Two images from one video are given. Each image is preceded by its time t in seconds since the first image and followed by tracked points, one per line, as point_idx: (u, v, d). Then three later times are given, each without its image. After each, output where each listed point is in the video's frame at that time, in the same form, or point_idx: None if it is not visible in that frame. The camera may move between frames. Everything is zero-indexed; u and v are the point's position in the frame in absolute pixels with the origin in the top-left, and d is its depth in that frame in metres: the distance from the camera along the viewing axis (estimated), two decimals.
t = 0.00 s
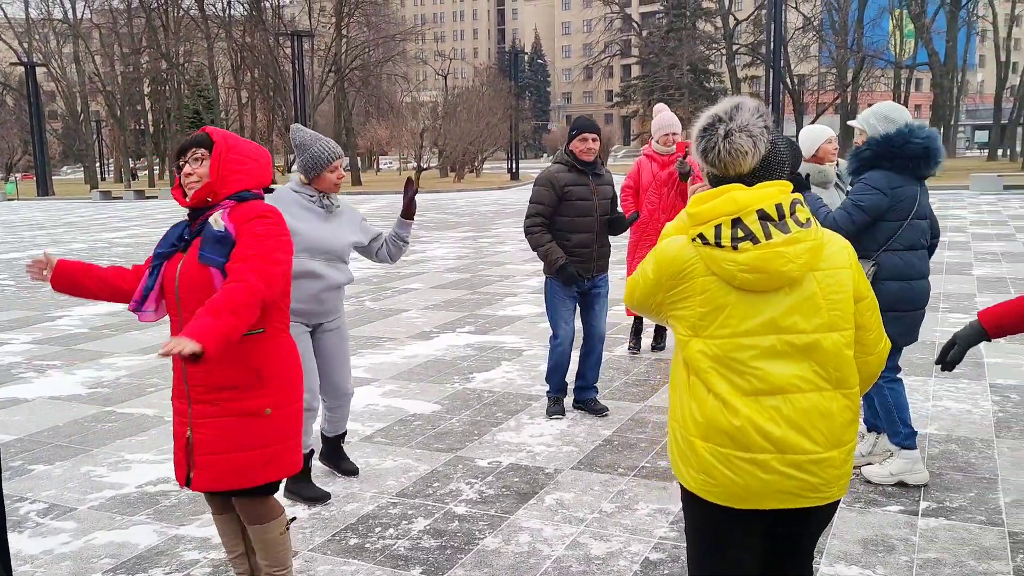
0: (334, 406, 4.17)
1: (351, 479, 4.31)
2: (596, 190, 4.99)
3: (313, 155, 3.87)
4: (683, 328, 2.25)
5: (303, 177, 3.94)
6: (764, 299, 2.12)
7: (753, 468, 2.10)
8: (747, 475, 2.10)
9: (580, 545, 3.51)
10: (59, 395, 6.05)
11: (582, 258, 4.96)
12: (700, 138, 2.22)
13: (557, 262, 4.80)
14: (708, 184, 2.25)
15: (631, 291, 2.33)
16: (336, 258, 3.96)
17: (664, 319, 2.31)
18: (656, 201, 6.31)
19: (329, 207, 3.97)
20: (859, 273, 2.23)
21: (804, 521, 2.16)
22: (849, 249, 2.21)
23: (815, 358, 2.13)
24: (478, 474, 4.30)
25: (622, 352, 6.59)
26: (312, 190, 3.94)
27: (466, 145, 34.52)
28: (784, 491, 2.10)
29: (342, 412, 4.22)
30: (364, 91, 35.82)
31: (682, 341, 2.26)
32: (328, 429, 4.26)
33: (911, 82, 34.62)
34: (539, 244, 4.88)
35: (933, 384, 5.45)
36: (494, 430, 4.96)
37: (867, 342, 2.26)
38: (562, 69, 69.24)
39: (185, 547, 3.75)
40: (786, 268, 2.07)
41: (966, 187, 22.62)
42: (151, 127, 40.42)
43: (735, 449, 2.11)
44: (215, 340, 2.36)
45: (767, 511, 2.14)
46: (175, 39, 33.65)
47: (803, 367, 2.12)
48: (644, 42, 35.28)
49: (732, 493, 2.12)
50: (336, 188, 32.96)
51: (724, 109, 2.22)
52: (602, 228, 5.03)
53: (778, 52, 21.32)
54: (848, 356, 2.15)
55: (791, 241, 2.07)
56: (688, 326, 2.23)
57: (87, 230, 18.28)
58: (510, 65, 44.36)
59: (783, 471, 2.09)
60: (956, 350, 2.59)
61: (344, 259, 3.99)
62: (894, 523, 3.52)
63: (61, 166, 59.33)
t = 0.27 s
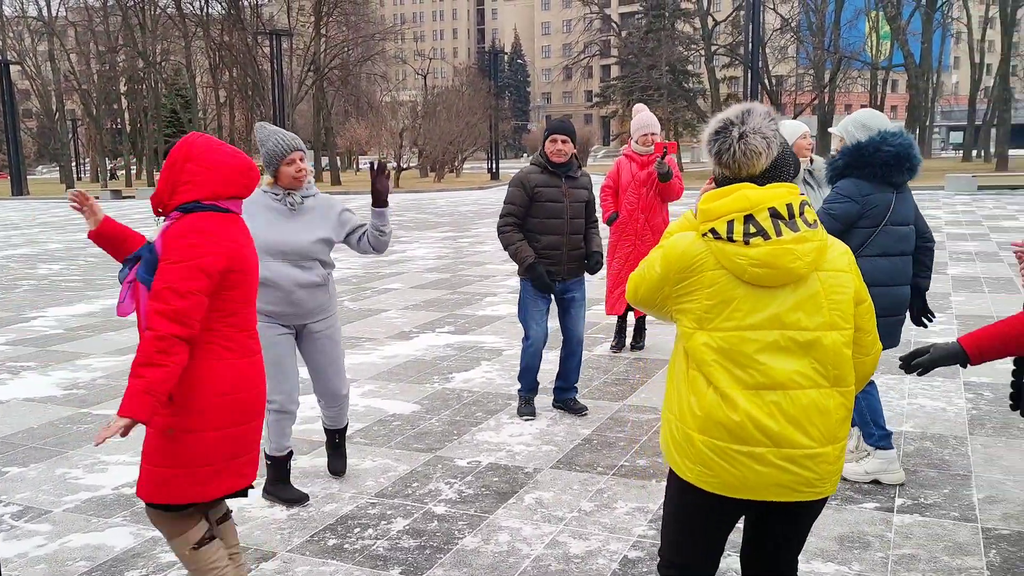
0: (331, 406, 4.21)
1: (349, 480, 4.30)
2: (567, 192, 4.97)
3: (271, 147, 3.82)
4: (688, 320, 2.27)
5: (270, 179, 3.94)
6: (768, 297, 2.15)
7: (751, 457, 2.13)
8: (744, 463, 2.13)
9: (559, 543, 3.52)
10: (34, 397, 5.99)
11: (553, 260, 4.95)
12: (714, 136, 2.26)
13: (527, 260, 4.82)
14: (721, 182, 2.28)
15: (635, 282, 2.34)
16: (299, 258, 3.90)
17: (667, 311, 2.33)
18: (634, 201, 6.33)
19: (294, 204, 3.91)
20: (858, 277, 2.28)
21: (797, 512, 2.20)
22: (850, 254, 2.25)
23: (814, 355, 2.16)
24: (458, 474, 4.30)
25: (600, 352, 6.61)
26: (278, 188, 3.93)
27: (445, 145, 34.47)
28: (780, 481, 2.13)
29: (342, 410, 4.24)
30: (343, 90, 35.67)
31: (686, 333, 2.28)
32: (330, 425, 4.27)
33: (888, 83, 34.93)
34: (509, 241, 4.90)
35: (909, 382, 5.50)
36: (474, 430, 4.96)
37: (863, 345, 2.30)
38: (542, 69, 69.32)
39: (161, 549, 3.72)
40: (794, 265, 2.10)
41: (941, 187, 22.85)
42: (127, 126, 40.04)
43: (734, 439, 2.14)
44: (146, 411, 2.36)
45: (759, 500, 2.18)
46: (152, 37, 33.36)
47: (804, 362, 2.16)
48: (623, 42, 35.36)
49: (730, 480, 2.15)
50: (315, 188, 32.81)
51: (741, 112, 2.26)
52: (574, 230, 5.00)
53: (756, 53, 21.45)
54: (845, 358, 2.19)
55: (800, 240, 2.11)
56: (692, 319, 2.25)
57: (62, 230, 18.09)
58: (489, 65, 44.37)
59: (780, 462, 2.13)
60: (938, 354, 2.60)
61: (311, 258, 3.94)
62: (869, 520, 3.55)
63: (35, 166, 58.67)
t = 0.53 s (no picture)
0: (316, 409, 4.20)
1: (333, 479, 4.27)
2: (527, 193, 4.92)
3: (231, 148, 3.78)
4: (662, 310, 2.28)
5: (237, 181, 3.93)
6: (742, 290, 2.18)
7: (721, 445, 2.16)
8: (713, 450, 2.17)
9: (532, 542, 3.53)
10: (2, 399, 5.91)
11: (515, 261, 4.89)
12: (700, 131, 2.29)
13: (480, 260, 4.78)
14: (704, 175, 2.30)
15: (609, 269, 2.34)
16: (278, 258, 3.88)
17: (641, 300, 2.34)
18: (608, 201, 6.36)
19: (262, 207, 3.89)
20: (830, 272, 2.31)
21: (763, 500, 2.23)
22: (822, 251, 2.28)
23: (786, 348, 2.20)
24: (431, 473, 4.30)
25: (575, 352, 6.63)
26: (246, 190, 3.92)
27: (421, 144, 34.47)
28: (749, 469, 2.17)
29: (329, 412, 4.23)
30: (318, 89, 35.56)
31: (659, 323, 2.29)
32: (316, 432, 4.25)
33: (859, 85, 35.33)
34: (465, 243, 4.85)
35: (877, 379, 5.58)
36: (448, 429, 4.96)
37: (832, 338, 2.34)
38: (517, 68, 69.31)
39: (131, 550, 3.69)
40: (770, 260, 2.14)
41: (910, 189, 23.16)
42: (98, 124, 39.64)
43: (705, 427, 2.18)
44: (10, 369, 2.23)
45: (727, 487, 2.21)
46: (124, 35, 33.07)
47: (775, 355, 2.19)
48: (598, 42, 35.52)
49: (701, 465, 2.18)
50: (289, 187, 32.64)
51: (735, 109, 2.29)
52: (535, 230, 4.96)
53: (729, 54, 21.62)
54: (813, 351, 2.23)
55: (777, 236, 2.15)
56: (667, 309, 2.26)
57: (31, 230, 17.86)
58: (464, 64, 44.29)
59: (749, 450, 2.16)
60: (905, 340, 2.62)
61: (293, 254, 3.90)
62: (838, 516, 3.59)
63: (5, 165, 57.90)
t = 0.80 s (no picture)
0: (289, 403, 4.18)
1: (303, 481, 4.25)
2: (474, 196, 4.93)
3: (199, 142, 3.79)
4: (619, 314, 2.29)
5: (199, 175, 3.91)
6: (698, 288, 2.26)
7: (682, 439, 2.24)
8: (675, 446, 2.24)
9: (492, 540, 3.55)
10: None
11: (462, 265, 4.91)
12: (660, 138, 2.31)
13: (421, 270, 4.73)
14: (650, 181, 2.34)
15: (567, 302, 2.28)
16: (253, 248, 3.87)
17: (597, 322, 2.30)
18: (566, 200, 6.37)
19: (233, 199, 3.87)
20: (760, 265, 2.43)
21: (710, 491, 2.34)
22: (756, 246, 2.40)
23: (737, 341, 2.30)
24: (393, 473, 4.30)
25: (536, 351, 6.65)
26: (210, 186, 3.89)
27: (384, 143, 34.34)
28: (708, 459, 2.27)
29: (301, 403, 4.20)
30: (280, 87, 35.23)
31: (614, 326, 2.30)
32: (291, 425, 4.24)
33: (817, 87, 35.80)
34: (410, 248, 4.80)
35: (833, 377, 5.67)
36: (409, 428, 4.96)
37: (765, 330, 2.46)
38: (480, 68, 69.18)
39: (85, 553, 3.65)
40: (724, 257, 2.22)
41: (867, 189, 23.52)
42: (54, 121, 38.92)
43: (668, 424, 2.24)
44: None
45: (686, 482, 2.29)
46: (80, 30, 32.51)
47: (729, 347, 2.29)
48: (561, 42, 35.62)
49: (663, 463, 2.24)
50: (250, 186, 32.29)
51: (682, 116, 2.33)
52: (482, 233, 4.98)
53: (690, 55, 21.80)
54: (757, 341, 2.35)
55: (728, 233, 2.24)
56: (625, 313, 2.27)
57: None
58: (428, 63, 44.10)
59: (708, 442, 2.26)
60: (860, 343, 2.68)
61: (269, 246, 3.90)
62: (794, 512, 3.65)
63: None
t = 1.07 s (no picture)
0: (257, 406, 4.18)
1: (265, 474, 4.32)
2: (427, 195, 4.93)
3: (177, 148, 3.78)
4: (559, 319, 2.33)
5: (167, 183, 3.88)
6: (631, 285, 2.36)
7: (635, 429, 2.32)
8: (629, 436, 2.32)
9: (451, 539, 3.56)
10: None
11: (415, 265, 4.90)
12: (588, 150, 2.35)
13: (373, 269, 4.81)
14: (574, 189, 2.39)
15: (496, 299, 2.31)
16: (234, 260, 3.94)
17: (533, 322, 2.33)
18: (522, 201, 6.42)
19: (209, 207, 3.89)
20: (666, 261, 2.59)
21: (639, 480, 2.43)
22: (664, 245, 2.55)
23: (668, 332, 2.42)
24: (351, 474, 4.29)
25: (497, 351, 6.67)
26: (181, 196, 3.87)
27: (344, 144, 34.11)
28: (654, 445, 2.37)
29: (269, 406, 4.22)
30: (239, 87, 34.81)
31: (553, 331, 2.34)
32: (255, 427, 4.24)
33: (775, 90, 36.26)
34: (361, 248, 4.85)
35: (787, 374, 5.77)
36: (368, 429, 4.95)
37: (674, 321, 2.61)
38: (441, 67, 69.01)
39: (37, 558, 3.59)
40: (651, 253, 2.36)
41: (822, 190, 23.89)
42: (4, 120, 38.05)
43: (619, 417, 2.32)
44: None
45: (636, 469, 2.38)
46: (31, 27, 31.81)
47: (665, 338, 2.40)
48: (522, 44, 35.65)
49: (618, 456, 2.31)
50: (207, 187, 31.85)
51: (610, 127, 2.40)
52: (436, 234, 4.98)
53: (650, 57, 21.97)
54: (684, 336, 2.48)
55: (650, 233, 2.38)
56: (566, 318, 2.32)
57: None
58: (388, 63, 43.92)
59: (655, 428, 2.36)
60: (816, 341, 2.72)
61: (249, 251, 4.01)
62: (748, 508, 3.71)
63: None
